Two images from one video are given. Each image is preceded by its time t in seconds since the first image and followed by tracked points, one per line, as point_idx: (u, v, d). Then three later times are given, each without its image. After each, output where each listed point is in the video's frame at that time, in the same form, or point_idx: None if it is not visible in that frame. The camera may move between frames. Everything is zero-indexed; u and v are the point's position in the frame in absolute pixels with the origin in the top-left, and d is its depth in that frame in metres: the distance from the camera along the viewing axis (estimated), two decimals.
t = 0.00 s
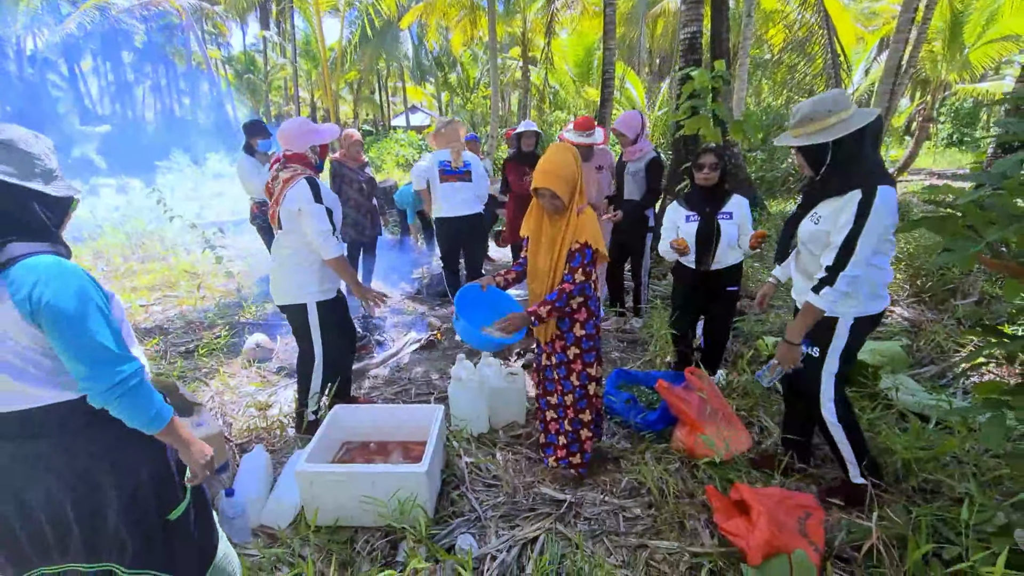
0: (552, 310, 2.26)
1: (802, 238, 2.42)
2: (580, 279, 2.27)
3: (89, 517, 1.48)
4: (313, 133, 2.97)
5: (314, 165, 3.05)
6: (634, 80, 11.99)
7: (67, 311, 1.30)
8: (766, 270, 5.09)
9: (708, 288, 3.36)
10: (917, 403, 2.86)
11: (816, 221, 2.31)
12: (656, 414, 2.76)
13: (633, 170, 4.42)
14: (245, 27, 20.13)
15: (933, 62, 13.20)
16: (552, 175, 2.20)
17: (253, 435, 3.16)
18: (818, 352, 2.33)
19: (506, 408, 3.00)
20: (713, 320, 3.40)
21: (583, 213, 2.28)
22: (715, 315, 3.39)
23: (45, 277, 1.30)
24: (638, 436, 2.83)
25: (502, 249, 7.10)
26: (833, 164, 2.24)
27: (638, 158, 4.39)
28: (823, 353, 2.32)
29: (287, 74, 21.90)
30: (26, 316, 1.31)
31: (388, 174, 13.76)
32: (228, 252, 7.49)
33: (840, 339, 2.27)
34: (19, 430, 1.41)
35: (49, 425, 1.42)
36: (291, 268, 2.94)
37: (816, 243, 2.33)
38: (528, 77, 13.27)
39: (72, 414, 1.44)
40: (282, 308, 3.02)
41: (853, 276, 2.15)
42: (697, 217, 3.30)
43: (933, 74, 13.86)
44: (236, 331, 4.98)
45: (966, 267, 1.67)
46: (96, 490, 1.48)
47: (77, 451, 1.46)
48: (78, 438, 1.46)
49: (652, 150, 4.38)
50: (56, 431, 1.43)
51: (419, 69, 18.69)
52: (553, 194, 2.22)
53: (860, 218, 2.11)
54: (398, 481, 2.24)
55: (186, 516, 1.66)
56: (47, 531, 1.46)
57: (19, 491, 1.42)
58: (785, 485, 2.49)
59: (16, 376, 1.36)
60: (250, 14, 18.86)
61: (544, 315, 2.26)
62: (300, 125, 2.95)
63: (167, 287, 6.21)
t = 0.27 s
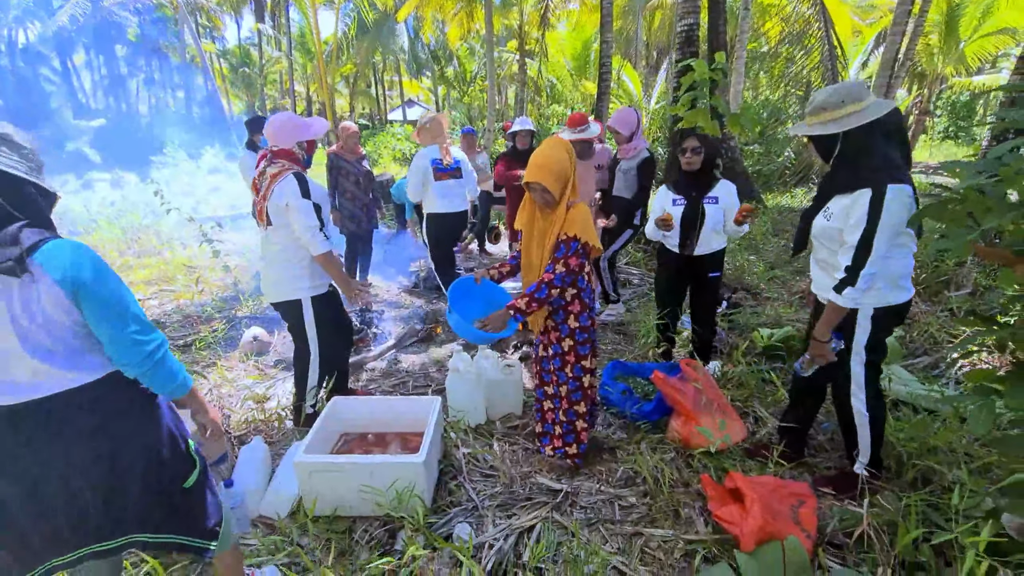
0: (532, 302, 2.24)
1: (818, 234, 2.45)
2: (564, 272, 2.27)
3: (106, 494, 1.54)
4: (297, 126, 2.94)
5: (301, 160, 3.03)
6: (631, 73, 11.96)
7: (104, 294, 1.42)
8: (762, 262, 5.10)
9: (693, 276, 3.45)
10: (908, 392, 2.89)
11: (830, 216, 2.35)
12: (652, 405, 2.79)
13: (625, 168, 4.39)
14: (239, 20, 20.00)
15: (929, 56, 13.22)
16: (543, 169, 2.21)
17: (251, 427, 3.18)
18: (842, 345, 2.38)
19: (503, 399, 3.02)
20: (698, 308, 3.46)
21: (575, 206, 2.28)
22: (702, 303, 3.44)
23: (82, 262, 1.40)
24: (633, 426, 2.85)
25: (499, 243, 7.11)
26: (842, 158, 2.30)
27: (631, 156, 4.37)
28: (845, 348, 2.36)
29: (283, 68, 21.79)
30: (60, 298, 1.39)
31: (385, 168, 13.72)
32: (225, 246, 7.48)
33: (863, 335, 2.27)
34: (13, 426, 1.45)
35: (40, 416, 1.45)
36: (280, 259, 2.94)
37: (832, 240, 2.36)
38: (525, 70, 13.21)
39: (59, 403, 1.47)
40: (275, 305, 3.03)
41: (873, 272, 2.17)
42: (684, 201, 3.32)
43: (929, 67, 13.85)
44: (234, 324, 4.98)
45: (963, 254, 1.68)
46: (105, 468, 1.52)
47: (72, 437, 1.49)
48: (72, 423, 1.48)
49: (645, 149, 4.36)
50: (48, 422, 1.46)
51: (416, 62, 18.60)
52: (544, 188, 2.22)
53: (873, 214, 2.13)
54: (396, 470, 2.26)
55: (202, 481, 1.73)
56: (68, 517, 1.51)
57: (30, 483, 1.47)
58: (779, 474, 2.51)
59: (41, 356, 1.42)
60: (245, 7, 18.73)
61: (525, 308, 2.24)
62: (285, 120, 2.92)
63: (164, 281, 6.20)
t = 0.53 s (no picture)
0: (525, 290, 2.23)
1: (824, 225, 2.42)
2: (560, 266, 2.27)
3: (118, 468, 1.83)
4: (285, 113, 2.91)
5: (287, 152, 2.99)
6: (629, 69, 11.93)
7: (115, 282, 1.73)
8: (758, 257, 5.11)
9: (671, 269, 3.50)
10: (902, 385, 2.92)
11: (839, 204, 2.32)
12: (647, 398, 2.79)
13: (621, 166, 4.37)
14: (236, 15, 19.89)
15: (925, 51, 13.23)
16: (534, 161, 2.21)
17: (247, 421, 3.19)
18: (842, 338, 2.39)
19: (499, 393, 3.02)
20: (682, 301, 3.48)
21: (567, 199, 2.28)
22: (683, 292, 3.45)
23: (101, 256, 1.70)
24: (629, 419, 2.86)
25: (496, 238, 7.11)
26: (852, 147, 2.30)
27: (627, 155, 4.34)
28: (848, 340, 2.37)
29: (279, 63, 21.69)
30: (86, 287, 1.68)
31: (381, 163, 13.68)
32: (221, 242, 7.47)
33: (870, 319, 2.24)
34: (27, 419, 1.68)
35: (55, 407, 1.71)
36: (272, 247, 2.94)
37: (843, 231, 2.33)
38: (523, 66, 13.17)
39: (69, 395, 1.72)
40: (268, 300, 3.03)
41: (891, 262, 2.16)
42: (667, 193, 3.38)
43: (927, 62, 13.85)
44: (230, 320, 4.98)
45: (956, 244, 1.70)
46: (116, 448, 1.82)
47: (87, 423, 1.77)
48: (79, 412, 1.74)
49: (641, 148, 4.33)
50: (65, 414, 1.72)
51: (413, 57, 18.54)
52: (535, 179, 2.22)
53: (887, 202, 2.12)
54: (391, 463, 2.27)
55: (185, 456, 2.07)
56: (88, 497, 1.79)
57: (46, 470, 1.72)
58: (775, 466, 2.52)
59: (64, 338, 1.68)
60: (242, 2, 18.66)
61: (517, 295, 2.22)
62: (267, 108, 2.88)
63: (160, 276, 6.20)
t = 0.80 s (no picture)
0: (536, 312, 2.23)
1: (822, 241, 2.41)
2: (559, 285, 2.27)
3: (110, 485, 1.81)
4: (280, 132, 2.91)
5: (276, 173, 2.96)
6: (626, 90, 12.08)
7: (119, 300, 1.76)
8: (757, 275, 5.10)
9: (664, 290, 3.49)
10: (905, 406, 2.89)
11: (836, 220, 2.32)
12: (648, 419, 2.75)
13: (619, 183, 4.36)
14: (239, 37, 20.16)
15: (917, 74, 13.45)
16: (528, 180, 2.21)
17: (241, 443, 3.15)
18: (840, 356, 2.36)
19: (497, 414, 2.98)
20: (677, 321, 3.46)
21: (564, 218, 2.28)
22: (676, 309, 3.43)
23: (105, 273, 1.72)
24: (629, 441, 2.82)
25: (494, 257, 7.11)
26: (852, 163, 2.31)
27: (624, 173, 4.34)
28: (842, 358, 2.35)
29: (281, 84, 21.92)
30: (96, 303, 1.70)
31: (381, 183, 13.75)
32: (219, 260, 7.46)
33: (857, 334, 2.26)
34: (21, 435, 1.64)
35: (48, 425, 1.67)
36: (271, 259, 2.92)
37: (841, 245, 2.32)
38: (521, 87, 13.32)
39: (65, 411, 1.69)
40: (260, 321, 2.99)
41: (899, 275, 2.12)
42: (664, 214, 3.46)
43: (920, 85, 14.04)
44: (226, 339, 4.95)
45: (952, 266, 1.69)
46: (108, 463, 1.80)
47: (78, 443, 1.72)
48: (82, 428, 1.72)
49: (639, 167, 4.32)
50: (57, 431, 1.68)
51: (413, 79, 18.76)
52: (529, 198, 2.22)
53: (889, 214, 2.12)
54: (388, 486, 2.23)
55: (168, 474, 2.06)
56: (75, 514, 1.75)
57: (41, 487, 1.69)
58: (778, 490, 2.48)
59: (68, 353, 1.68)
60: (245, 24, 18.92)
61: (528, 317, 2.21)
62: (263, 130, 2.88)
63: (157, 295, 6.17)
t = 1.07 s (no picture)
0: (532, 366, 2.19)
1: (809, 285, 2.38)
2: (558, 334, 2.23)
3: (92, 535, 1.73)
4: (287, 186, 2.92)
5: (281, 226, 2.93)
6: (623, 136, 12.33)
7: (115, 353, 1.78)
8: (758, 319, 5.06)
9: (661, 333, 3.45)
10: (916, 455, 2.79)
11: (821, 266, 2.29)
12: (651, 470, 2.66)
13: (622, 225, 4.39)
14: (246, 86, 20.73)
15: (906, 120, 13.80)
16: (524, 227, 2.20)
17: (230, 496, 3.04)
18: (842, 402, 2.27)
19: (496, 464, 2.88)
20: (675, 363, 3.38)
21: (562, 265, 2.26)
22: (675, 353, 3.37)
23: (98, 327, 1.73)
24: (632, 493, 2.72)
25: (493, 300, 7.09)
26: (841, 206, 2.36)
27: (625, 214, 4.38)
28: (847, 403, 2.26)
29: (286, 130, 22.43)
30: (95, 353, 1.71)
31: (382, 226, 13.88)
32: (218, 304, 7.42)
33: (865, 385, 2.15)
34: (5, 482, 1.59)
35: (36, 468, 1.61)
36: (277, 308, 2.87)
37: (825, 290, 2.29)
38: (521, 133, 13.62)
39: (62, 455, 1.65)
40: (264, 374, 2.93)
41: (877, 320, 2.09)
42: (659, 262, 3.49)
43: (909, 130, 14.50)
44: (221, 384, 4.87)
45: (953, 314, 1.64)
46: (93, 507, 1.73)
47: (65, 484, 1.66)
48: (77, 472, 1.68)
49: (639, 208, 4.36)
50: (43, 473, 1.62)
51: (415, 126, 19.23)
52: (525, 246, 2.21)
53: (864, 260, 2.10)
54: (380, 544, 2.12)
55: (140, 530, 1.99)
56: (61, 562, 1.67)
57: (29, 531, 1.62)
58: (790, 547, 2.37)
59: (63, 403, 1.65)
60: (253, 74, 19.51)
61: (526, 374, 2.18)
62: (273, 185, 2.90)
63: (153, 339, 6.12)
